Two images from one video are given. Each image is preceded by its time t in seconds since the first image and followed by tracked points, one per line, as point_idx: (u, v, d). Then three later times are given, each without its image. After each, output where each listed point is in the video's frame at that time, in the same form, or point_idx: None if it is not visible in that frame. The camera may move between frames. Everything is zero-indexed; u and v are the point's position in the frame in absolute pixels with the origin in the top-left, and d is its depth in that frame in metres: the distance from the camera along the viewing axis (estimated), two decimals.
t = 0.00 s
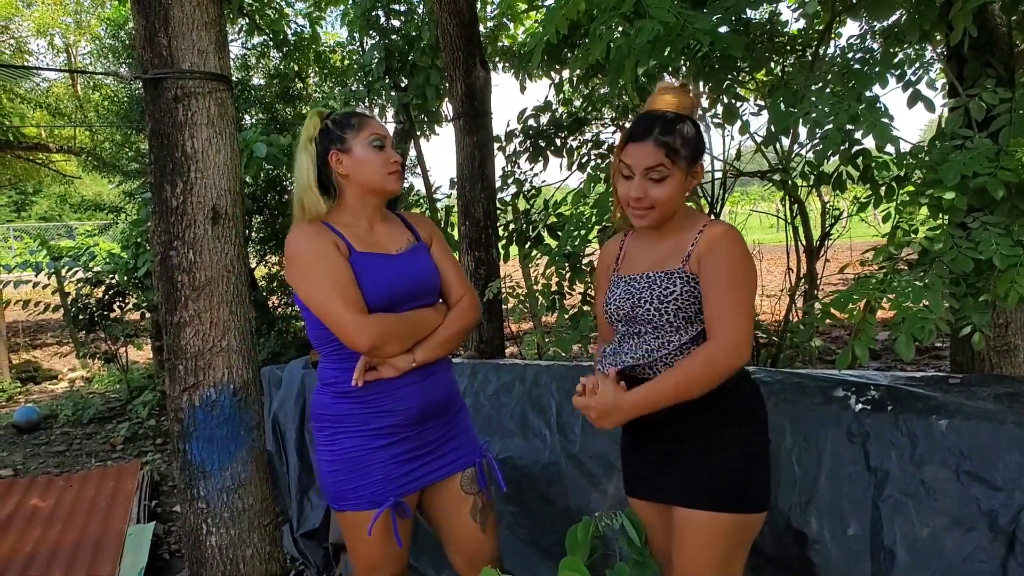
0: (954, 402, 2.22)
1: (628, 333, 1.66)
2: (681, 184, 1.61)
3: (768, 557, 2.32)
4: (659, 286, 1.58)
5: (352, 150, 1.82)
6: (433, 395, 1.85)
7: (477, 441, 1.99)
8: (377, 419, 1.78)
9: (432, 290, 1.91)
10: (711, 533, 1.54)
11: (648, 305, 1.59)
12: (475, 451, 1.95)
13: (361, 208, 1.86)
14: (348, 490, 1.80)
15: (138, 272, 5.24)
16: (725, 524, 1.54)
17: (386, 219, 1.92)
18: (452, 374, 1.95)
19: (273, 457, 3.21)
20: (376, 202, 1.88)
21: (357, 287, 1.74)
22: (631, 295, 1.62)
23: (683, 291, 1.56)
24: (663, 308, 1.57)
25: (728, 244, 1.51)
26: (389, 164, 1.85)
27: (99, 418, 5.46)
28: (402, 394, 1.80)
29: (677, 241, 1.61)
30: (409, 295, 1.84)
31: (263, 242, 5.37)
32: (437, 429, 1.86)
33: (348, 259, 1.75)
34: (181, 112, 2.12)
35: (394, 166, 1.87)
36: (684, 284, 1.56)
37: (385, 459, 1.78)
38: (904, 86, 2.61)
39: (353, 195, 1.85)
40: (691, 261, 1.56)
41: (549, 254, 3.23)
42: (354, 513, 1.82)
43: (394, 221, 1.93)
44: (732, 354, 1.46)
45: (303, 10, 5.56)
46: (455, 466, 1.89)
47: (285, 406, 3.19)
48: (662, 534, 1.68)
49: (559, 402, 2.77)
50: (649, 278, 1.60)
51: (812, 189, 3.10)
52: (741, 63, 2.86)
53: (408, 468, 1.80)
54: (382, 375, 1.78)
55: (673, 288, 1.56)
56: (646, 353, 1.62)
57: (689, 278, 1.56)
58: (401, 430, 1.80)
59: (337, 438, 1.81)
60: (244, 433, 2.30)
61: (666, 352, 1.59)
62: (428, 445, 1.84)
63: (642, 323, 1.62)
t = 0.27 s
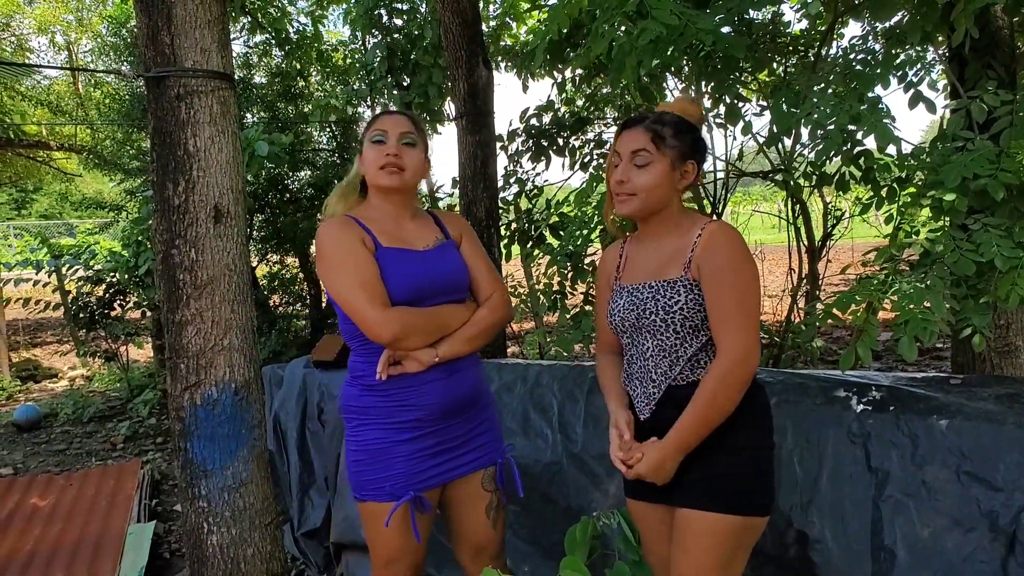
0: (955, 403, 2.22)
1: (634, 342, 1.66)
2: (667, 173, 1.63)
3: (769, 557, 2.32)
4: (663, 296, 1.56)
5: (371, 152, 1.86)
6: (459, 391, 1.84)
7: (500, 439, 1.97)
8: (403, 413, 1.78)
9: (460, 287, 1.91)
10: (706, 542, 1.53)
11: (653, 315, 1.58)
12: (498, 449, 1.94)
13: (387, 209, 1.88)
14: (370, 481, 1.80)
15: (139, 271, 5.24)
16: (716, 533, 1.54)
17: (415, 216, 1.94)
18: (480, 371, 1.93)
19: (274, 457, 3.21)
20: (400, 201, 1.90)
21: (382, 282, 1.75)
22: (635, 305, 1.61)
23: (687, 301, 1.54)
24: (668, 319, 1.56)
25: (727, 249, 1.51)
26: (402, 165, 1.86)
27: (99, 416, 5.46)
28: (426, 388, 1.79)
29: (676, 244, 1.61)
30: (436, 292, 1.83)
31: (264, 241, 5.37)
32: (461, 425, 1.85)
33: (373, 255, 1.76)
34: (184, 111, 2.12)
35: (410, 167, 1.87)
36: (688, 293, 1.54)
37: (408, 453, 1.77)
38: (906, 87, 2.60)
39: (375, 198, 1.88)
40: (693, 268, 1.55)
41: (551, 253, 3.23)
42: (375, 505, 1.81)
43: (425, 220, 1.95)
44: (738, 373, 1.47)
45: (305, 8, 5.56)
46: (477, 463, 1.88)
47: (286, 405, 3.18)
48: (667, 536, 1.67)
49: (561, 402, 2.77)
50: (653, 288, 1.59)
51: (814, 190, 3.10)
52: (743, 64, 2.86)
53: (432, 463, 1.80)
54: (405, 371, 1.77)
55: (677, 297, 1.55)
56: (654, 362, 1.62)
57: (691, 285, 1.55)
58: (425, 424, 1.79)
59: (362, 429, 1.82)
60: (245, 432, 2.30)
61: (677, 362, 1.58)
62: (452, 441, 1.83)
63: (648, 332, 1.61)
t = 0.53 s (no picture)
0: (953, 403, 2.23)
1: (628, 336, 1.68)
2: (657, 159, 1.61)
3: (768, 556, 2.33)
4: (659, 295, 1.56)
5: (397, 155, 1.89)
6: (474, 391, 1.83)
7: (520, 442, 1.94)
8: (415, 409, 1.79)
9: (482, 289, 1.89)
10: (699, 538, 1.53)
11: (647, 313, 1.58)
12: (516, 452, 1.91)
13: (417, 209, 1.90)
14: (381, 472, 1.81)
15: (140, 270, 5.24)
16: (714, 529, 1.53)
17: (449, 214, 1.94)
18: (502, 372, 1.90)
19: (274, 456, 3.22)
20: (433, 201, 1.91)
21: (395, 280, 1.79)
22: (633, 300, 1.61)
23: (682, 303, 1.53)
24: (662, 319, 1.56)
25: (731, 254, 1.46)
26: (423, 166, 1.86)
27: (99, 415, 5.46)
28: (438, 385, 1.79)
29: (680, 243, 1.59)
30: (452, 293, 1.84)
31: (264, 240, 5.38)
32: (476, 424, 1.84)
33: (394, 253, 1.81)
34: (184, 111, 2.12)
35: (432, 167, 1.87)
36: (684, 295, 1.53)
37: (418, 448, 1.78)
38: (904, 87, 2.61)
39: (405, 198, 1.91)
40: (692, 271, 1.53)
41: (551, 253, 3.24)
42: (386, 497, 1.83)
43: (460, 218, 1.95)
44: (733, 380, 1.43)
45: (306, 8, 5.56)
46: (491, 464, 1.86)
47: (286, 404, 3.19)
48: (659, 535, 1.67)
49: (561, 402, 2.78)
50: (651, 285, 1.58)
51: (813, 190, 3.11)
52: (743, 64, 2.87)
53: (443, 461, 1.79)
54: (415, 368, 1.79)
55: (673, 299, 1.54)
56: (641, 357, 1.63)
57: (690, 288, 1.53)
58: (437, 421, 1.79)
59: (378, 421, 1.84)
60: (246, 431, 2.30)
61: (660, 362, 1.59)
62: (464, 440, 1.82)
63: (641, 328, 1.62)
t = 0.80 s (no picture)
0: (954, 403, 2.23)
1: (623, 328, 1.69)
2: (666, 154, 1.60)
3: (769, 556, 2.33)
4: (647, 291, 1.56)
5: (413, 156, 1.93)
6: (472, 391, 1.84)
7: (527, 447, 1.93)
8: (416, 404, 1.85)
9: (488, 292, 1.88)
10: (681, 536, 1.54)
11: (635, 308, 1.59)
12: (520, 455, 1.90)
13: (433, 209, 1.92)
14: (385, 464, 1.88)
15: (141, 269, 5.23)
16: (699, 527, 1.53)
17: (467, 214, 1.93)
18: (508, 374, 1.90)
19: (275, 455, 3.22)
20: (450, 201, 1.91)
21: (399, 279, 1.83)
22: (626, 293, 1.63)
23: (667, 301, 1.53)
24: (647, 315, 1.57)
25: (724, 261, 1.42)
26: (432, 169, 1.88)
27: (100, 415, 5.46)
28: (437, 383, 1.84)
29: (683, 240, 1.58)
30: (455, 295, 1.85)
31: (265, 239, 5.38)
32: (476, 424, 1.85)
33: (404, 252, 1.84)
34: (186, 110, 2.12)
35: (441, 169, 1.88)
36: (669, 294, 1.53)
37: (417, 443, 1.83)
38: (905, 87, 2.60)
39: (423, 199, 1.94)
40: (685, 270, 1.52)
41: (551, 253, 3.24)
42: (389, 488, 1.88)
43: (478, 220, 1.94)
44: (705, 394, 1.41)
45: (307, 7, 5.56)
46: (492, 464, 1.87)
47: (287, 403, 3.19)
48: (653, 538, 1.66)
49: (561, 401, 2.78)
50: (643, 280, 1.59)
51: (814, 189, 3.11)
52: (744, 63, 2.87)
53: (440, 458, 1.82)
54: (415, 365, 1.85)
55: (658, 296, 1.54)
56: (630, 350, 1.65)
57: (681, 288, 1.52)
58: (435, 418, 1.83)
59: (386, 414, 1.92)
60: (247, 430, 2.30)
61: (643, 357, 1.60)
62: (463, 438, 1.84)
63: (631, 322, 1.63)
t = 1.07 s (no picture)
0: (955, 405, 2.23)
1: (621, 330, 1.69)
2: (665, 151, 1.60)
3: (770, 557, 2.33)
4: (640, 295, 1.56)
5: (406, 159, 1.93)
6: (459, 393, 1.84)
7: (518, 451, 1.90)
8: (403, 405, 1.86)
9: (477, 293, 1.88)
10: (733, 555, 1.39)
11: (630, 310, 1.59)
12: (510, 460, 1.88)
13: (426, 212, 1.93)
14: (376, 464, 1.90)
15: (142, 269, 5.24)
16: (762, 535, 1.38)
17: (459, 216, 1.93)
18: (497, 377, 1.88)
19: (276, 455, 3.22)
20: (443, 202, 1.92)
21: (388, 281, 1.87)
22: (622, 294, 1.63)
23: (658, 305, 1.52)
24: (640, 318, 1.56)
25: (719, 265, 1.41)
26: (421, 174, 1.87)
27: (101, 414, 5.46)
28: (423, 384, 1.84)
29: (676, 240, 1.58)
30: (442, 297, 1.86)
31: (266, 239, 5.38)
32: (463, 426, 1.84)
33: (394, 254, 1.88)
34: (188, 110, 2.12)
35: (429, 174, 1.87)
36: (661, 298, 1.52)
37: (404, 445, 1.84)
38: (906, 89, 2.60)
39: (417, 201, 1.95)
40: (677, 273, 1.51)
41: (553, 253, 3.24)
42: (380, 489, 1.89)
43: (470, 221, 1.93)
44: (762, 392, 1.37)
45: (309, 7, 5.57)
46: (480, 467, 1.85)
47: (288, 403, 3.20)
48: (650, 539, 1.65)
49: (562, 402, 2.78)
50: (637, 283, 1.58)
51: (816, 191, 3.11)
52: (746, 65, 2.87)
53: (427, 459, 1.82)
54: (403, 365, 1.87)
55: (650, 300, 1.54)
56: (627, 352, 1.65)
57: (671, 292, 1.51)
58: (422, 419, 1.84)
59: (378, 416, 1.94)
60: (248, 430, 2.30)
61: (637, 359, 1.60)
62: (450, 440, 1.83)
63: (627, 324, 1.63)
